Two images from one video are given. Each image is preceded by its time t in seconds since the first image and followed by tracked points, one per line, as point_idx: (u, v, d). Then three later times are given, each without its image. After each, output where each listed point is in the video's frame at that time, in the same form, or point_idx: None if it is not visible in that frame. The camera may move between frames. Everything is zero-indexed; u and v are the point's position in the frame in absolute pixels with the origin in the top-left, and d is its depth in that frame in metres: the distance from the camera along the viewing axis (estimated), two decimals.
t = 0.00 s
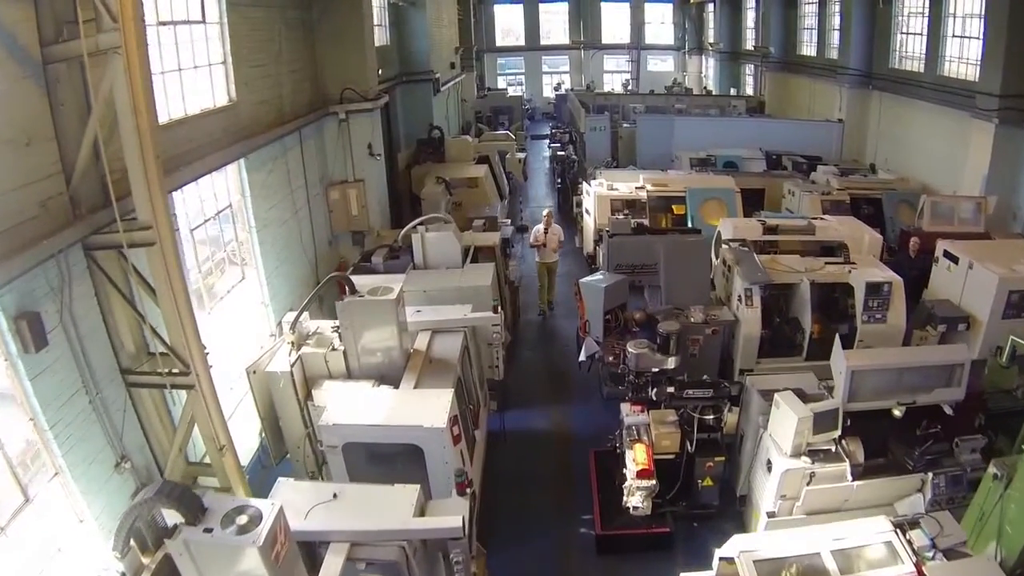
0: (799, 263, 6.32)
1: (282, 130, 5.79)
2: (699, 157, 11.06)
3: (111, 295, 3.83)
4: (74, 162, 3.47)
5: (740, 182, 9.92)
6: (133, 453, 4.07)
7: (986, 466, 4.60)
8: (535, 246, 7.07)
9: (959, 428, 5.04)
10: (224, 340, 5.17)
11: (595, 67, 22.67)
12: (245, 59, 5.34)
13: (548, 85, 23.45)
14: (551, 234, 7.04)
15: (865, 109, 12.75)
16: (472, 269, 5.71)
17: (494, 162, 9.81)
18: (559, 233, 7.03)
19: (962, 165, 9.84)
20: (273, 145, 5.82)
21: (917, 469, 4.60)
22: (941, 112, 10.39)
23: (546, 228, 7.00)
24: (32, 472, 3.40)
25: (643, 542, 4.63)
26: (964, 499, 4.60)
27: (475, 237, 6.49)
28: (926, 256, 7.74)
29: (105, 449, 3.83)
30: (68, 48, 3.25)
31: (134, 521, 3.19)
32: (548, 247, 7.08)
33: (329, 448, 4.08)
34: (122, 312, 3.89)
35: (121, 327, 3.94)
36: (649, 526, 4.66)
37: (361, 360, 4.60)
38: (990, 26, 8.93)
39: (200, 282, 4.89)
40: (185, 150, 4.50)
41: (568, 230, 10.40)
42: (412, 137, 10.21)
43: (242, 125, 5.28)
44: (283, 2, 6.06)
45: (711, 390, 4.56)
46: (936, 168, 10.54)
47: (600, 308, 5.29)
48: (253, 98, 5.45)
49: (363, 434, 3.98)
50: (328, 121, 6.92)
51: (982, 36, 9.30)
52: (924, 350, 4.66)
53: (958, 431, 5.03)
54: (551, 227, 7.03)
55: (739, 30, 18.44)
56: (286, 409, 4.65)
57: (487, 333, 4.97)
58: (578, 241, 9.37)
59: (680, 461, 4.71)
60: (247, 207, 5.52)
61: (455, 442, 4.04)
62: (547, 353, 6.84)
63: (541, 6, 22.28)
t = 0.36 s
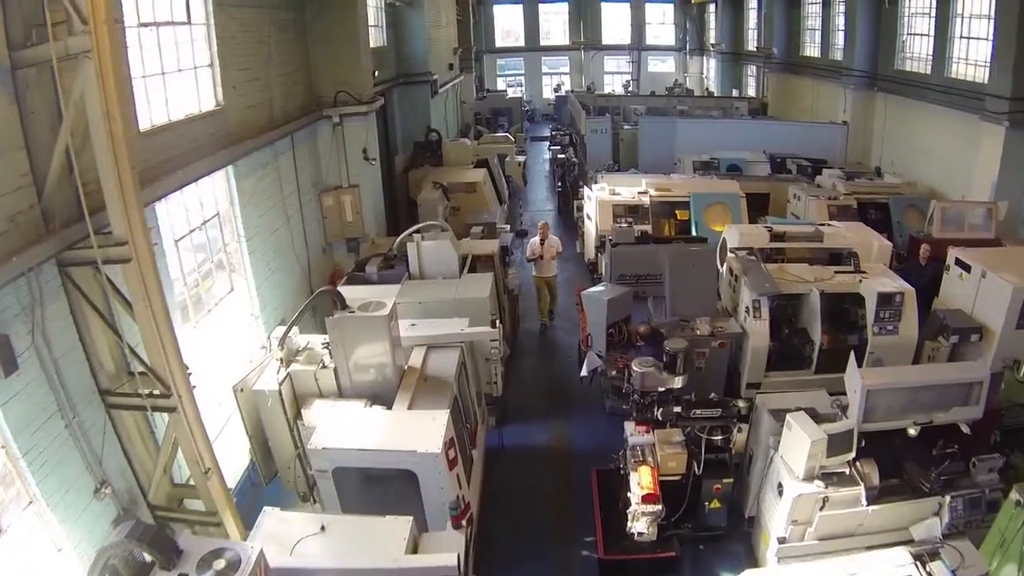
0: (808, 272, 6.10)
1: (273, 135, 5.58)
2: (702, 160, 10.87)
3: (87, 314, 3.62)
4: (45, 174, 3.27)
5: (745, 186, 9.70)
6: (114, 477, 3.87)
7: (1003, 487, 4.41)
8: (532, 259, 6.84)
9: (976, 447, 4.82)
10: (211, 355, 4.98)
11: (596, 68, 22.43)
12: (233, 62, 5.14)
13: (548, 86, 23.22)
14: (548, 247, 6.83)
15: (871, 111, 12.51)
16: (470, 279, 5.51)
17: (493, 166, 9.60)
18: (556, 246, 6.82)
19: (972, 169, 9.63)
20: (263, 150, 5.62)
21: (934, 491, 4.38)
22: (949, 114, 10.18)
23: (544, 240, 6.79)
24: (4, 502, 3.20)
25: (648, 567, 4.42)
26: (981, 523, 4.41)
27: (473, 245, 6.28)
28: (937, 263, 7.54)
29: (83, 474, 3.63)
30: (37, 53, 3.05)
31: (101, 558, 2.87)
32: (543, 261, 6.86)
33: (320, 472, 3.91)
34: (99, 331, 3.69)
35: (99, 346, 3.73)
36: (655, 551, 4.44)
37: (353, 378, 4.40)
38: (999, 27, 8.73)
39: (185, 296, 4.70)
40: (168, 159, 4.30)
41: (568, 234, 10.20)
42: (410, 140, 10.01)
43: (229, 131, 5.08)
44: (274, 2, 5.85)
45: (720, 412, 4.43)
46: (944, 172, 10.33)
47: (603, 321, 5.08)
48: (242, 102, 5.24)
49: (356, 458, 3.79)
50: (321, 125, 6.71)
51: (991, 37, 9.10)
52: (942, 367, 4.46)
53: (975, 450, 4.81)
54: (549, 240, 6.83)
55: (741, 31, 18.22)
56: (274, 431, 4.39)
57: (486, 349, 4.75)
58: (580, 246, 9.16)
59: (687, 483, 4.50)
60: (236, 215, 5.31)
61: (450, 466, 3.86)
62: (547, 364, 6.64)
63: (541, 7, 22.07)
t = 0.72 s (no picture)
0: (818, 282, 5.90)
1: (261, 140, 5.36)
2: (705, 162, 10.60)
3: (60, 334, 3.41)
4: (10, 186, 3.06)
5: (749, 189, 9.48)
6: (91, 505, 3.66)
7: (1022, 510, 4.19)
8: (529, 272, 6.41)
9: (993, 468, 4.63)
10: (196, 370, 4.77)
11: (595, 69, 22.22)
12: (219, 63, 4.92)
13: (547, 86, 23.00)
14: (548, 261, 6.42)
15: (875, 112, 12.29)
16: (467, 290, 5.30)
17: (491, 169, 9.37)
18: (556, 258, 6.41)
19: (981, 172, 9.42)
20: (252, 155, 5.40)
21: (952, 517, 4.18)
22: (957, 116, 9.98)
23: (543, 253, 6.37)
24: None
25: None
26: (1000, 549, 4.20)
27: (470, 253, 6.06)
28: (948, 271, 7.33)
29: (58, 504, 3.42)
30: None
31: None
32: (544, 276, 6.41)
33: (307, 499, 3.71)
34: (73, 352, 3.48)
35: (74, 367, 3.51)
36: None
37: (343, 397, 4.19)
38: (1009, 27, 8.54)
39: (167, 311, 4.49)
40: (149, 168, 4.09)
41: (568, 238, 9.99)
42: (406, 142, 9.79)
43: (215, 136, 4.86)
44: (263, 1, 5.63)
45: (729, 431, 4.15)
46: (952, 176, 10.13)
47: (606, 335, 4.86)
48: (228, 105, 5.03)
49: (345, 486, 3.60)
50: (313, 128, 6.49)
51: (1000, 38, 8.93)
52: (961, 386, 4.25)
53: (993, 471, 4.61)
54: (548, 253, 6.42)
55: (742, 30, 18.00)
56: (261, 448, 4.24)
57: (482, 366, 4.60)
58: (580, 251, 8.97)
59: (693, 507, 4.29)
60: (222, 224, 5.10)
61: (445, 494, 3.66)
62: (547, 375, 6.43)
63: (540, 6, 21.84)
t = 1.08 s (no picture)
0: (827, 291, 5.69)
1: (247, 145, 5.14)
2: (706, 164, 10.39)
3: (27, 357, 3.19)
4: None
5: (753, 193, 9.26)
6: (67, 537, 3.43)
7: None
8: (530, 289, 6.06)
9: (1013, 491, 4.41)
10: (180, 387, 4.56)
11: (594, 68, 21.98)
12: (202, 65, 4.69)
13: (546, 86, 22.77)
14: (550, 276, 6.06)
15: (881, 112, 12.05)
16: (462, 301, 5.09)
17: (489, 172, 9.15)
18: (559, 274, 6.04)
19: (989, 176, 9.21)
20: (238, 161, 5.18)
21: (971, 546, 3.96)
22: (964, 118, 9.77)
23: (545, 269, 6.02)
24: None
25: None
26: None
27: (466, 261, 5.83)
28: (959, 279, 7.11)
29: (28, 537, 3.21)
30: None
31: None
32: (549, 292, 6.07)
33: (292, 530, 3.50)
34: (42, 376, 3.26)
35: (44, 392, 3.29)
36: None
37: (330, 419, 3.98)
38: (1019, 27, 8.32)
39: (147, 328, 4.28)
40: (123, 177, 3.87)
41: (568, 242, 9.77)
42: (402, 144, 9.57)
43: (197, 142, 4.63)
44: None
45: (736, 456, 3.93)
46: (959, 178, 9.92)
47: (609, 352, 4.64)
48: (211, 109, 4.80)
49: (332, 518, 3.39)
50: (303, 131, 6.26)
51: (1009, 38, 8.72)
52: (981, 407, 4.03)
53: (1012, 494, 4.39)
54: (550, 268, 6.05)
55: (743, 30, 17.77)
56: (246, 472, 4.03)
57: (478, 385, 4.35)
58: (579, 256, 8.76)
59: (698, 533, 4.08)
60: (207, 234, 4.88)
61: (438, 525, 3.46)
62: (546, 387, 6.22)
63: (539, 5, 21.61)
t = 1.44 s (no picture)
0: (836, 303, 5.49)
1: (232, 150, 4.91)
2: (708, 166, 10.18)
3: None
4: None
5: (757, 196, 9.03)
6: (36, 571, 3.17)
7: None
8: (528, 306, 5.74)
9: None
10: (162, 405, 4.35)
11: (593, 68, 21.75)
12: (182, 66, 4.45)
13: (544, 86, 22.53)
14: (549, 295, 5.80)
15: (885, 113, 11.81)
16: (457, 314, 4.86)
17: (485, 175, 8.92)
18: (558, 291, 5.79)
19: (998, 179, 9.00)
20: (222, 167, 4.95)
21: None
22: (972, 120, 9.56)
23: (543, 286, 5.77)
24: None
25: None
26: None
27: (461, 270, 5.58)
28: (970, 287, 6.89)
29: None
30: None
31: None
32: (548, 309, 5.79)
33: (274, 566, 3.27)
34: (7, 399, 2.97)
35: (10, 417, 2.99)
36: None
37: (316, 445, 3.75)
38: None
39: (124, 344, 4.05)
40: (98, 186, 3.65)
41: (567, 246, 9.54)
42: (397, 146, 9.34)
43: (177, 148, 4.40)
44: None
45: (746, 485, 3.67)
46: (967, 181, 9.70)
47: (611, 370, 4.42)
48: (193, 113, 4.57)
49: (316, 555, 3.17)
50: (293, 134, 6.03)
51: (1017, 38, 8.49)
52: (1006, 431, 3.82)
53: None
54: (549, 285, 5.80)
55: (743, 29, 17.54)
56: (229, 499, 3.81)
57: (473, 405, 4.16)
58: (579, 261, 8.53)
59: (704, 563, 3.85)
60: (190, 244, 4.66)
61: (430, 560, 3.24)
62: (545, 400, 6.00)
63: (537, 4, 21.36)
